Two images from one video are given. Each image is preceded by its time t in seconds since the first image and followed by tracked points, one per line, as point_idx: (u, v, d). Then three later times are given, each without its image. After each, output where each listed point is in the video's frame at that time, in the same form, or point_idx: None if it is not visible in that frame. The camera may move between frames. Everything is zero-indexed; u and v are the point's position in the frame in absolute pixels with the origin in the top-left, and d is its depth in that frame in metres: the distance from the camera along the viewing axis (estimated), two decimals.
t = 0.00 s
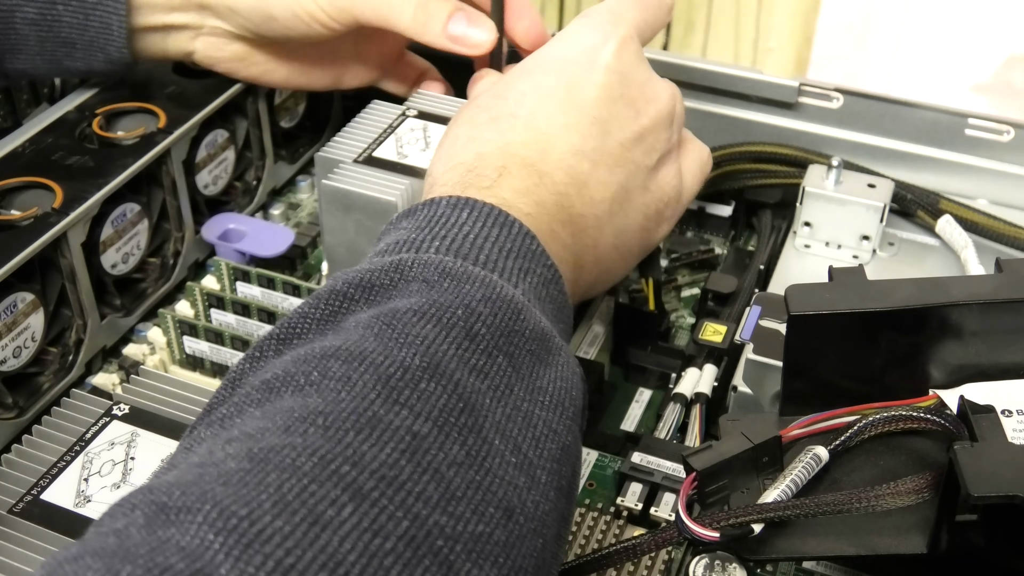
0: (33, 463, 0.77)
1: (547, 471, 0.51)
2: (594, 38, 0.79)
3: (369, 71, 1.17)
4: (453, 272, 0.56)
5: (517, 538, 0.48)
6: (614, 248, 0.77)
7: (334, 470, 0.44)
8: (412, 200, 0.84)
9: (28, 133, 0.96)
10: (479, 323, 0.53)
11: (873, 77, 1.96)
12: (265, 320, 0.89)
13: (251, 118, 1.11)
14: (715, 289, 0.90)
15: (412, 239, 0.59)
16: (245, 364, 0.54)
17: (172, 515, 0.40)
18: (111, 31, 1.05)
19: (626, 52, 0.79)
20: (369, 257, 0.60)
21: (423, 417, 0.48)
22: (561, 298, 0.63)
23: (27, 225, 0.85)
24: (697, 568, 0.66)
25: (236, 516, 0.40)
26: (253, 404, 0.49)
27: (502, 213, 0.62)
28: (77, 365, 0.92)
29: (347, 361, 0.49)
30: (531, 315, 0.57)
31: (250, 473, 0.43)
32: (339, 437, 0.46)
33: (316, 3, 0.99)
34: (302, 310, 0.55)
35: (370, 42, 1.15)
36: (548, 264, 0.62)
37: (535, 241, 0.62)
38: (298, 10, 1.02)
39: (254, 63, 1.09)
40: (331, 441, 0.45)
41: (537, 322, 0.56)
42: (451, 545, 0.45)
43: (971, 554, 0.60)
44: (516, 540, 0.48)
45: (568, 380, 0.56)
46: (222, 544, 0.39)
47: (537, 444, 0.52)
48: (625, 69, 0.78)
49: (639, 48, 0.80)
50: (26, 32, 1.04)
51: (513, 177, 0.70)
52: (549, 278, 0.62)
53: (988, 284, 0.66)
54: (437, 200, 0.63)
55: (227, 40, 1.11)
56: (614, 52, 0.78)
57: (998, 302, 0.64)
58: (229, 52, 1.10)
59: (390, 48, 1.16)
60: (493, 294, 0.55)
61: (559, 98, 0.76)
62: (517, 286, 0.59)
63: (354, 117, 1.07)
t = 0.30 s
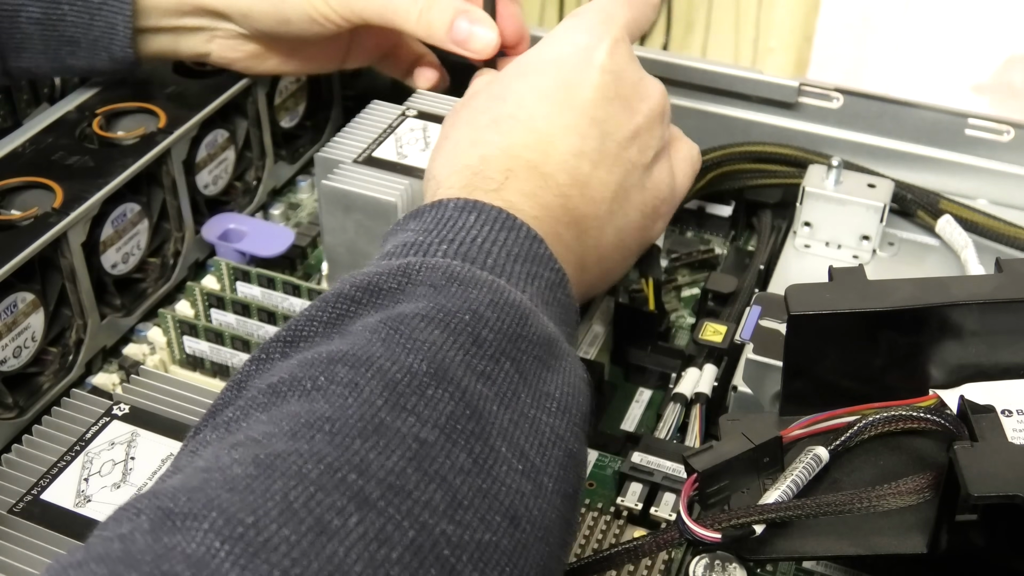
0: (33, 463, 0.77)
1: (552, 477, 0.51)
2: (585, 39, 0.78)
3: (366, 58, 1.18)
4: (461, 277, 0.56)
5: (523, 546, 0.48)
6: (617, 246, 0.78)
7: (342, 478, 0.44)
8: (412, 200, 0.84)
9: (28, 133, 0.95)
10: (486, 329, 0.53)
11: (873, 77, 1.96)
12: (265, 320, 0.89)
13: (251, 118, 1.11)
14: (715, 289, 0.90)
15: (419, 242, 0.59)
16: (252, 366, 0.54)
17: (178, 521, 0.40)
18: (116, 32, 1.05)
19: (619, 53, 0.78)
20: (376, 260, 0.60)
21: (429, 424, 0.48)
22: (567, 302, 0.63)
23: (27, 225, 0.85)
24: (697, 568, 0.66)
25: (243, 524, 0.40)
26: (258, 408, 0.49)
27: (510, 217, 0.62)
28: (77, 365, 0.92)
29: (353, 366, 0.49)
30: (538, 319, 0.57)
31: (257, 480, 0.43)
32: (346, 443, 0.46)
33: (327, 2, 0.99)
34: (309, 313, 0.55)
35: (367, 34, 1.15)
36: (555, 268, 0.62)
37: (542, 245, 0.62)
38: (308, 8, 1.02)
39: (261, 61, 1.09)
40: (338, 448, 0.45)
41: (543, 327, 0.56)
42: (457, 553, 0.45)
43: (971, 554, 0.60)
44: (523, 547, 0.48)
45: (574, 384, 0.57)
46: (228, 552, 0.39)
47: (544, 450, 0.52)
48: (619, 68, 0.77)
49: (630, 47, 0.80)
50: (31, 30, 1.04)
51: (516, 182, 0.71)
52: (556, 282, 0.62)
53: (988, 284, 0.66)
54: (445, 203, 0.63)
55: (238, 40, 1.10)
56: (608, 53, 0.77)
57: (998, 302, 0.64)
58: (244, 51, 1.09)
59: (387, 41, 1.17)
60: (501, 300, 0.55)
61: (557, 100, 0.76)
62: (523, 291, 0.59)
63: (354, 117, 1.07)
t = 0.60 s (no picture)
0: (33, 462, 0.77)
1: (544, 466, 0.51)
2: (588, 33, 0.80)
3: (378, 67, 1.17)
4: (450, 269, 0.56)
5: (517, 532, 0.48)
6: (613, 241, 0.77)
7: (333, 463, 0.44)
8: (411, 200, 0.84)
9: (28, 133, 0.96)
10: (477, 319, 0.53)
11: (873, 76, 1.97)
12: (265, 320, 0.89)
13: (252, 119, 1.11)
14: (715, 289, 0.90)
15: (409, 236, 0.59)
16: (244, 363, 0.54)
17: (173, 510, 0.40)
18: (125, 49, 1.03)
19: (621, 45, 0.80)
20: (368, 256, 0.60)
21: (421, 412, 0.48)
22: (557, 295, 0.62)
23: (27, 225, 0.85)
24: (697, 568, 0.66)
25: (236, 511, 0.40)
26: (252, 402, 0.49)
27: (499, 210, 0.62)
28: (77, 365, 0.92)
29: (345, 357, 0.49)
30: (528, 311, 0.57)
31: (249, 469, 0.43)
32: (338, 432, 0.46)
33: (339, 16, 0.99)
34: (300, 308, 0.55)
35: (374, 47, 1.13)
36: (546, 260, 0.62)
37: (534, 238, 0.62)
38: (321, 23, 1.02)
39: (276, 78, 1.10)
40: (330, 437, 0.45)
41: (534, 318, 0.56)
42: (450, 539, 0.45)
43: (971, 554, 0.60)
44: (516, 534, 0.48)
45: (565, 374, 0.56)
46: (223, 538, 0.39)
47: (535, 439, 0.52)
48: (619, 62, 0.79)
49: (636, 38, 0.82)
50: (38, 48, 1.03)
51: (509, 174, 0.69)
52: (547, 274, 0.62)
53: (987, 284, 0.66)
54: (436, 199, 0.63)
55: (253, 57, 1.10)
56: (609, 45, 0.79)
57: (998, 302, 0.64)
58: (257, 70, 1.09)
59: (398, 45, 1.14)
60: (491, 291, 0.55)
61: (555, 93, 0.76)
62: (514, 282, 0.59)
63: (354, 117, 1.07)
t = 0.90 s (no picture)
0: (32, 462, 0.77)
1: (562, 479, 0.51)
2: (600, 39, 0.79)
3: (369, 79, 1.20)
4: (474, 276, 0.56)
5: (534, 547, 0.48)
6: (624, 246, 0.78)
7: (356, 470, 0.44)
8: (411, 201, 0.84)
9: (28, 133, 0.96)
10: (500, 328, 0.53)
11: (873, 76, 1.96)
12: (265, 320, 0.89)
13: (251, 118, 1.11)
14: (715, 289, 0.90)
15: (431, 240, 0.59)
16: (263, 362, 0.54)
17: (193, 515, 0.40)
18: (113, 54, 1.02)
19: (632, 52, 0.79)
20: (388, 257, 0.59)
21: (444, 421, 0.48)
22: (575, 305, 0.62)
23: (27, 225, 0.85)
24: (697, 568, 0.66)
25: (257, 518, 0.40)
26: (273, 404, 0.49)
27: (521, 217, 0.62)
28: (77, 365, 0.92)
29: (368, 362, 0.49)
30: (550, 321, 0.56)
31: (272, 473, 0.43)
32: (361, 438, 0.45)
33: (327, 21, 0.99)
34: (320, 310, 0.55)
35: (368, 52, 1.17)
36: (564, 270, 0.62)
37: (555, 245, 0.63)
38: (308, 29, 1.02)
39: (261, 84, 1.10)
40: (354, 442, 0.45)
41: (556, 329, 0.56)
42: (470, 551, 0.45)
43: (971, 554, 0.60)
44: (533, 547, 0.48)
45: (583, 388, 0.57)
46: (243, 546, 0.39)
47: (554, 452, 0.52)
48: (631, 69, 0.78)
49: (644, 49, 0.80)
50: (26, 53, 1.04)
51: (529, 181, 0.69)
52: (565, 284, 0.62)
53: (987, 284, 0.66)
54: (458, 202, 0.63)
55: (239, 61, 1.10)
56: (621, 51, 0.78)
57: (998, 302, 0.64)
58: (240, 75, 1.09)
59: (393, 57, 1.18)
60: (514, 299, 0.55)
61: (569, 100, 0.76)
62: (535, 292, 0.59)
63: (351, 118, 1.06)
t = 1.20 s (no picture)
0: (32, 462, 0.77)
1: (563, 481, 0.51)
2: (572, 40, 0.80)
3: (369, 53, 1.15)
4: (474, 278, 0.56)
5: (534, 549, 0.48)
6: (619, 244, 0.78)
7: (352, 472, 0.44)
8: (411, 201, 0.84)
9: (28, 133, 0.96)
10: (500, 330, 0.53)
11: (874, 76, 1.97)
12: (265, 320, 0.89)
13: (251, 118, 1.11)
14: (715, 289, 0.90)
15: (432, 242, 0.59)
16: (265, 362, 0.54)
17: (191, 517, 0.41)
18: (115, 40, 1.03)
19: (607, 54, 0.80)
20: (390, 259, 0.60)
21: (442, 424, 0.48)
22: (577, 305, 0.62)
23: (27, 225, 0.85)
24: (697, 568, 0.66)
25: (255, 522, 0.40)
26: (271, 404, 0.49)
27: (522, 218, 0.62)
28: (77, 365, 0.92)
29: (367, 363, 0.49)
30: (551, 323, 0.56)
31: (270, 475, 0.43)
32: (359, 441, 0.46)
33: (324, 12, 0.98)
34: (321, 311, 0.55)
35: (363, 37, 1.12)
36: (567, 271, 0.62)
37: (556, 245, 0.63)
38: (306, 20, 1.01)
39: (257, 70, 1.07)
40: (352, 446, 0.45)
41: (557, 331, 0.56)
42: (468, 554, 0.45)
43: (971, 554, 0.60)
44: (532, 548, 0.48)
45: (585, 388, 0.56)
46: (241, 550, 0.39)
47: (556, 453, 0.52)
48: (607, 68, 0.80)
49: (617, 48, 0.82)
50: (29, 41, 1.03)
51: (527, 181, 0.69)
52: (568, 285, 0.61)
53: (987, 284, 0.66)
54: (460, 202, 0.62)
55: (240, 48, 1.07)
56: (597, 52, 0.80)
57: (998, 302, 0.64)
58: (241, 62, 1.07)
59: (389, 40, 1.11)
60: (515, 301, 0.55)
61: (554, 101, 0.76)
62: (536, 294, 0.59)
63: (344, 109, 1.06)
